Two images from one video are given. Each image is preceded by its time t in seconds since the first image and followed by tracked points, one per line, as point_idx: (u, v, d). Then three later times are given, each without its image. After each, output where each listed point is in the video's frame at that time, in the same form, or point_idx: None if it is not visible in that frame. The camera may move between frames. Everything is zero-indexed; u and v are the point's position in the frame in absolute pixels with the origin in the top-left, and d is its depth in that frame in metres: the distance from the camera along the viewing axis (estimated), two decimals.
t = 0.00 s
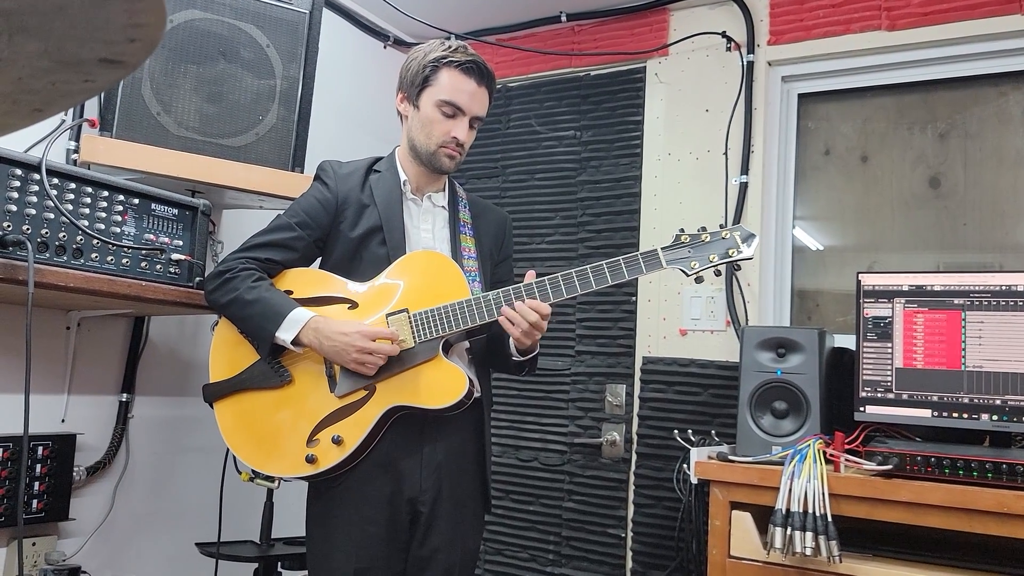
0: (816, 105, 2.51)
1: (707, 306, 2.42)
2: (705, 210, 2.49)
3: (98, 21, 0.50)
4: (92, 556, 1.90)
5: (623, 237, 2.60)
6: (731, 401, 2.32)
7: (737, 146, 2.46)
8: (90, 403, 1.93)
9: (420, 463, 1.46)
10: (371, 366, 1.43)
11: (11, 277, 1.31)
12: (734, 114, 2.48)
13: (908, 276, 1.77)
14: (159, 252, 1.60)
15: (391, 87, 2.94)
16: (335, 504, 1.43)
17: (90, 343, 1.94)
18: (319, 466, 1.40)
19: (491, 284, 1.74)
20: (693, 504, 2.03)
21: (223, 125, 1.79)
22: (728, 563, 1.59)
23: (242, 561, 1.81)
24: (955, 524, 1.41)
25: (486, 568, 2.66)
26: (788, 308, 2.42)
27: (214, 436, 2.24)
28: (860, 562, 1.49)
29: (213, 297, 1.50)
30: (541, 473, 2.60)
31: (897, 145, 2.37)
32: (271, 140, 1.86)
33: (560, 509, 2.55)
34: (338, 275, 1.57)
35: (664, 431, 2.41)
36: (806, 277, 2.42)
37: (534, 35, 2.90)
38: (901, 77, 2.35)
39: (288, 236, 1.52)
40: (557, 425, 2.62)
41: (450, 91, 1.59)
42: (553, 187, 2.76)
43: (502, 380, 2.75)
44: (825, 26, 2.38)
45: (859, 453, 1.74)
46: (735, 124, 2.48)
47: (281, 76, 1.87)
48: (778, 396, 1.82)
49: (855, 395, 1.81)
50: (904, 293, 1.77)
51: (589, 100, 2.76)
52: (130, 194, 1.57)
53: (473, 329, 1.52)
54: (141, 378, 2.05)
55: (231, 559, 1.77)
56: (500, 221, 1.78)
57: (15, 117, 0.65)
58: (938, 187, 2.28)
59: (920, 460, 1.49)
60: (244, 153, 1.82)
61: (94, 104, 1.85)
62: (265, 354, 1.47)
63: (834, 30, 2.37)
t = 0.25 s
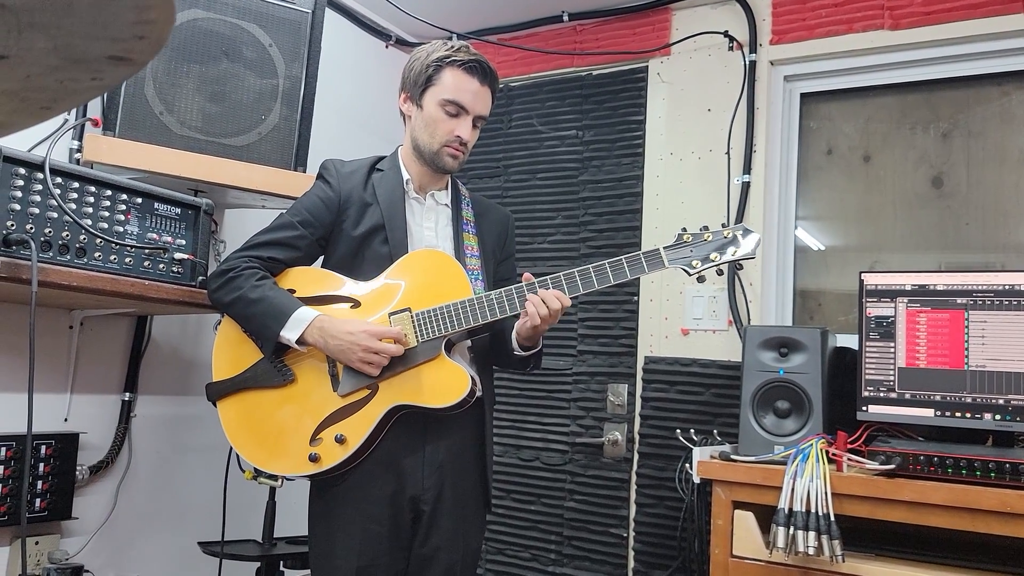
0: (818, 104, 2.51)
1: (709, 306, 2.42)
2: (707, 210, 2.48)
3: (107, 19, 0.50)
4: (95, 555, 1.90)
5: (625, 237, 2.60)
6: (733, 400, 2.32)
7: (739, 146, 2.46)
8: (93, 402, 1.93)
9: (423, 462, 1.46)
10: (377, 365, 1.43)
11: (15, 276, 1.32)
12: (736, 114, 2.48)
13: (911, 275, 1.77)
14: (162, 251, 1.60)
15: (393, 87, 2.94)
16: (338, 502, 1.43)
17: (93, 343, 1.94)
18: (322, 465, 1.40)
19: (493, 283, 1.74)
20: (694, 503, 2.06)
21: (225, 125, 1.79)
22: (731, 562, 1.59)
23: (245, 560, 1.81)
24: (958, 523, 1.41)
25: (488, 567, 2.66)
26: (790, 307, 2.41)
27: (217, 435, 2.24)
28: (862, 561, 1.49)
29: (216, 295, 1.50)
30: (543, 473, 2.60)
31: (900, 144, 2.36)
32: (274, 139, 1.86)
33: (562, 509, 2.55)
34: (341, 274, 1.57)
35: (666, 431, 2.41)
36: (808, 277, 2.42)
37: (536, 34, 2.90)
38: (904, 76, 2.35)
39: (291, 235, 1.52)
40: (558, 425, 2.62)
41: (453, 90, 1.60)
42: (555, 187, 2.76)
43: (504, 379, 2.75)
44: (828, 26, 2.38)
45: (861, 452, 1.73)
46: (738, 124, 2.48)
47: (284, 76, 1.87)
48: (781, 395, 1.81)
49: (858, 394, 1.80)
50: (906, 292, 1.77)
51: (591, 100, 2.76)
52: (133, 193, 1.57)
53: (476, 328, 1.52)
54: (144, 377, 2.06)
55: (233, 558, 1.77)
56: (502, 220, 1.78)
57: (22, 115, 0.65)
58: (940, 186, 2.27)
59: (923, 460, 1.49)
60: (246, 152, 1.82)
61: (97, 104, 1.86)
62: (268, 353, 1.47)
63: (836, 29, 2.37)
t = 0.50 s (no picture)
0: (820, 103, 2.51)
1: (711, 305, 2.42)
2: (708, 209, 2.48)
3: (108, 15, 0.50)
4: (96, 554, 1.90)
5: (626, 236, 2.60)
6: (734, 399, 2.32)
7: (741, 145, 2.46)
8: (94, 402, 1.93)
9: (424, 461, 1.46)
10: (376, 367, 1.42)
11: (15, 276, 1.31)
12: (737, 112, 2.47)
13: (913, 274, 1.77)
14: (163, 251, 1.60)
15: (394, 86, 2.94)
16: (339, 501, 1.43)
17: (94, 342, 1.94)
18: (323, 464, 1.40)
19: (495, 282, 1.73)
20: (696, 502, 2.05)
21: (226, 124, 1.79)
22: (733, 562, 1.59)
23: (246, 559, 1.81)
24: (960, 522, 1.41)
25: (490, 566, 2.66)
26: (792, 306, 2.41)
27: (218, 434, 2.24)
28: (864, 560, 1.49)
29: (217, 295, 1.50)
30: (545, 472, 2.60)
31: (902, 142, 2.36)
32: (275, 138, 1.86)
33: (564, 508, 2.55)
34: (342, 273, 1.57)
35: (668, 430, 2.41)
36: (810, 275, 2.42)
37: (537, 33, 2.90)
38: (906, 74, 2.34)
39: (292, 234, 1.52)
40: (560, 424, 2.62)
41: (453, 88, 1.59)
42: (557, 186, 2.76)
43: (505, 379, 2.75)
44: (829, 24, 2.38)
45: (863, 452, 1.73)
46: (739, 122, 2.47)
47: (285, 75, 1.87)
48: (783, 395, 1.81)
49: (860, 393, 1.80)
50: (909, 291, 1.77)
51: (592, 98, 2.76)
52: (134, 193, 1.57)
53: (477, 327, 1.52)
54: (145, 376, 2.06)
55: (235, 557, 1.77)
56: (504, 219, 1.77)
57: (22, 113, 0.65)
58: (942, 185, 2.27)
59: (925, 458, 1.49)
60: (248, 151, 1.82)
61: (98, 103, 1.85)
62: (269, 352, 1.47)
63: (838, 27, 2.37)
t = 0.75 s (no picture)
0: (821, 102, 2.51)
1: (712, 304, 2.42)
2: (709, 208, 2.48)
3: (107, 14, 0.50)
4: (97, 554, 1.90)
5: (627, 235, 2.60)
6: (735, 398, 2.32)
7: (742, 144, 2.46)
8: (95, 401, 1.93)
9: (425, 460, 1.46)
10: (378, 360, 1.42)
11: (17, 275, 1.32)
12: (738, 112, 2.47)
13: (914, 273, 1.77)
14: (164, 250, 1.60)
15: (395, 85, 2.94)
16: (340, 501, 1.43)
17: (95, 341, 1.94)
18: (323, 463, 1.40)
19: (495, 282, 1.74)
20: (697, 502, 2.03)
21: (227, 123, 1.79)
22: (734, 561, 1.59)
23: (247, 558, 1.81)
24: (961, 522, 1.41)
25: (491, 565, 2.66)
26: (793, 306, 2.41)
27: (219, 433, 2.25)
28: (865, 560, 1.49)
29: (217, 293, 1.50)
30: (546, 471, 2.60)
31: (903, 142, 2.36)
32: (276, 138, 1.86)
33: (565, 507, 2.55)
34: (343, 273, 1.57)
35: (669, 429, 2.40)
36: (811, 275, 2.42)
37: (538, 33, 2.90)
38: (907, 74, 2.34)
39: (293, 233, 1.52)
40: (561, 423, 2.62)
41: (454, 88, 1.59)
42: (557, 185, 2.76)
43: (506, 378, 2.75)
44: (831, 24, 2.38)
45: (864, 451, 1.73)
46: (740, 122, 2.47)
47: (286, 74, 1.87)
48: (783, 394, 1.81)
49: (861, 392, 1.80)
50: (910, 290, 1.77)
51: (593, 98, 2.76)
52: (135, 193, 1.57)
53: (477, 327, 1.52)
54: (146, 376, 2.06)
55: (235, 557, 1.77)
56: (505, 219, 1.77)
57: (23, 112, 0.65)
58: (943, 185, 2.27)
59: (926, 458, 1.49)
60: (248, 151, 1.82)
61: (99, 102, 1.86)
62: (270, 351, 1.47)
63: (839, 27, 2.36)
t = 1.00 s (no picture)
0: (824, 101, 2.50)
1: (715, 304, 2.42)
2: (712, 207, 2.48)
3: (112, 12, 0.50)
4: (100, 553, 1.91)
5: (629, 235, 2.59)
6: (738, 398, 2.31)
7: (744, 144, 2.46)
8: (97, 400, 1.93)
9: (427, 460, 1.45)
10: (378, 364, 1.42)
11: (20, 274, 1.32)
12: (741, 111, 2.47)
13: (917, 273, 1.76)
14: (166, 249, 1.60)
15: (397, 84, 2.94)
16: (343, 500, 1.43)
17: (97, 341, 1.94)
18: (324, 462, 1.40)
19: (498, 282, 1.73)
20: (700, 501, 2.06)
21: (229, 123, 1.79)
22: (736, 561, 1.59)
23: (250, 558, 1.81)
24: (963, 522, 1.41)
25: (493, 565, 2.66)
26: (795, 305, 2.41)
27: (222, 432, 2.25)
28: (869, 559, 1.49)
29: (220, 293, 1.50)
30: (548, 471, 2.60)
31: (905, 141, 2.35)
32: (278, 137, 1.86)
33: (567, 507, 2.55)
34: (345, 273, 1.57)
35: (671, 429, 2.40)
36: (813, 274, 2.41)
37: (540, 32, 2.90)
38: (910, 73, 2.34)
39: (295, 233, 1.52)
40: (563, 423, 2.61)
41: (456, 88, 1.59)
42: (559, 185, 2.76)
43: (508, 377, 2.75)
44: (833, 22, 2.37)
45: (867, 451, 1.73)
46: (743, 121, 2.47)
47: (288, 74, 1.87)
48: (786, 393, 1.81)
49: (864, 391, 1.80)
50: (913, 290, 1.76)
51: (595, 97, 2.75)
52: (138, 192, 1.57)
53: (480, 326, 1.52)
54: (149, 375, 2.06)
55: (238, 556, 1.77)
56: (507, 218, 1.77)
57: (27, 111, 0.65)
58: (946, 184, 2.26)
59: (929, 457, 1.49)
60: (251, 150, 1.82)
61: (101, 102, 1.86)
62: (273, 350, 1.47)
63: (842, 26, 2.36)
